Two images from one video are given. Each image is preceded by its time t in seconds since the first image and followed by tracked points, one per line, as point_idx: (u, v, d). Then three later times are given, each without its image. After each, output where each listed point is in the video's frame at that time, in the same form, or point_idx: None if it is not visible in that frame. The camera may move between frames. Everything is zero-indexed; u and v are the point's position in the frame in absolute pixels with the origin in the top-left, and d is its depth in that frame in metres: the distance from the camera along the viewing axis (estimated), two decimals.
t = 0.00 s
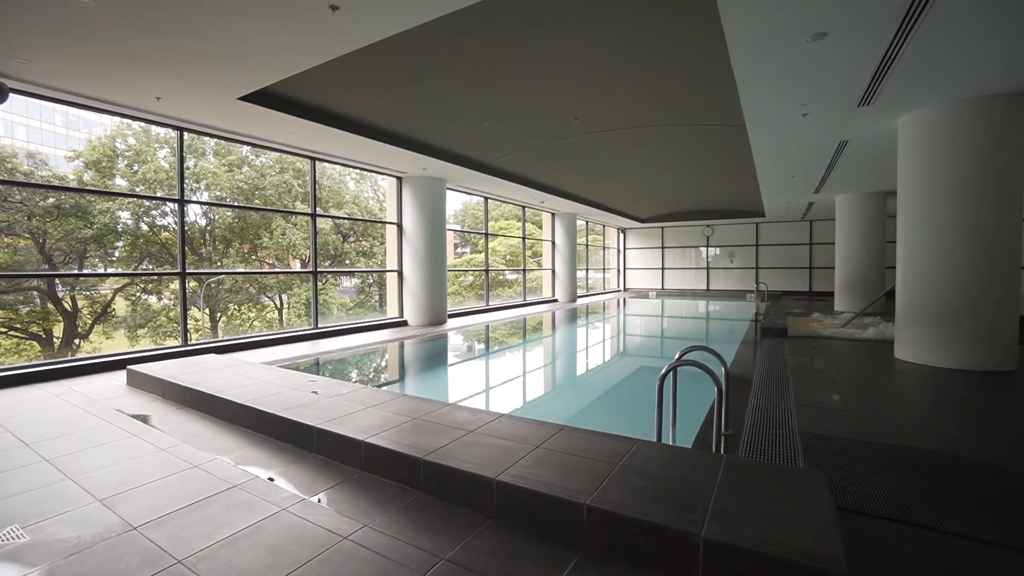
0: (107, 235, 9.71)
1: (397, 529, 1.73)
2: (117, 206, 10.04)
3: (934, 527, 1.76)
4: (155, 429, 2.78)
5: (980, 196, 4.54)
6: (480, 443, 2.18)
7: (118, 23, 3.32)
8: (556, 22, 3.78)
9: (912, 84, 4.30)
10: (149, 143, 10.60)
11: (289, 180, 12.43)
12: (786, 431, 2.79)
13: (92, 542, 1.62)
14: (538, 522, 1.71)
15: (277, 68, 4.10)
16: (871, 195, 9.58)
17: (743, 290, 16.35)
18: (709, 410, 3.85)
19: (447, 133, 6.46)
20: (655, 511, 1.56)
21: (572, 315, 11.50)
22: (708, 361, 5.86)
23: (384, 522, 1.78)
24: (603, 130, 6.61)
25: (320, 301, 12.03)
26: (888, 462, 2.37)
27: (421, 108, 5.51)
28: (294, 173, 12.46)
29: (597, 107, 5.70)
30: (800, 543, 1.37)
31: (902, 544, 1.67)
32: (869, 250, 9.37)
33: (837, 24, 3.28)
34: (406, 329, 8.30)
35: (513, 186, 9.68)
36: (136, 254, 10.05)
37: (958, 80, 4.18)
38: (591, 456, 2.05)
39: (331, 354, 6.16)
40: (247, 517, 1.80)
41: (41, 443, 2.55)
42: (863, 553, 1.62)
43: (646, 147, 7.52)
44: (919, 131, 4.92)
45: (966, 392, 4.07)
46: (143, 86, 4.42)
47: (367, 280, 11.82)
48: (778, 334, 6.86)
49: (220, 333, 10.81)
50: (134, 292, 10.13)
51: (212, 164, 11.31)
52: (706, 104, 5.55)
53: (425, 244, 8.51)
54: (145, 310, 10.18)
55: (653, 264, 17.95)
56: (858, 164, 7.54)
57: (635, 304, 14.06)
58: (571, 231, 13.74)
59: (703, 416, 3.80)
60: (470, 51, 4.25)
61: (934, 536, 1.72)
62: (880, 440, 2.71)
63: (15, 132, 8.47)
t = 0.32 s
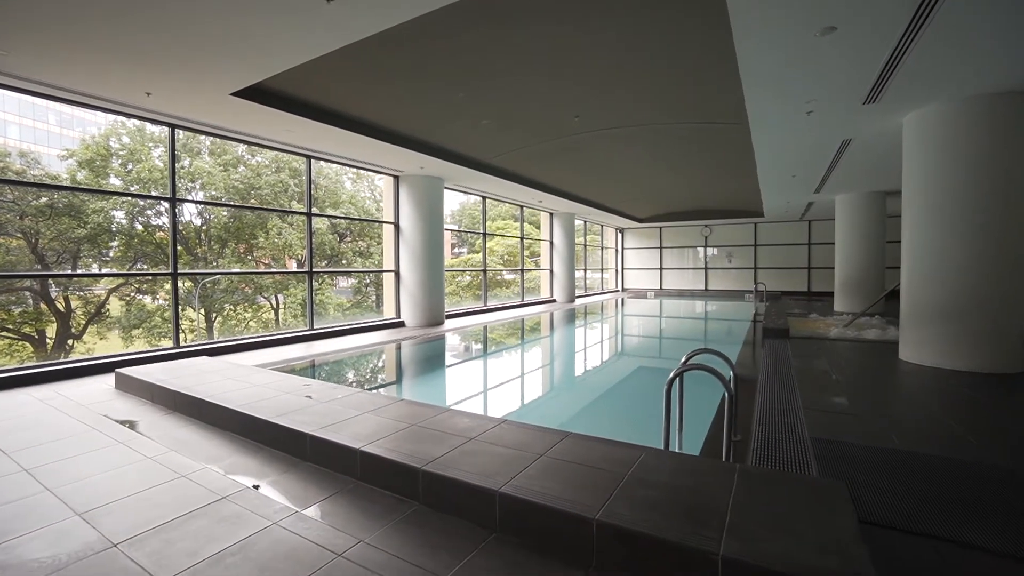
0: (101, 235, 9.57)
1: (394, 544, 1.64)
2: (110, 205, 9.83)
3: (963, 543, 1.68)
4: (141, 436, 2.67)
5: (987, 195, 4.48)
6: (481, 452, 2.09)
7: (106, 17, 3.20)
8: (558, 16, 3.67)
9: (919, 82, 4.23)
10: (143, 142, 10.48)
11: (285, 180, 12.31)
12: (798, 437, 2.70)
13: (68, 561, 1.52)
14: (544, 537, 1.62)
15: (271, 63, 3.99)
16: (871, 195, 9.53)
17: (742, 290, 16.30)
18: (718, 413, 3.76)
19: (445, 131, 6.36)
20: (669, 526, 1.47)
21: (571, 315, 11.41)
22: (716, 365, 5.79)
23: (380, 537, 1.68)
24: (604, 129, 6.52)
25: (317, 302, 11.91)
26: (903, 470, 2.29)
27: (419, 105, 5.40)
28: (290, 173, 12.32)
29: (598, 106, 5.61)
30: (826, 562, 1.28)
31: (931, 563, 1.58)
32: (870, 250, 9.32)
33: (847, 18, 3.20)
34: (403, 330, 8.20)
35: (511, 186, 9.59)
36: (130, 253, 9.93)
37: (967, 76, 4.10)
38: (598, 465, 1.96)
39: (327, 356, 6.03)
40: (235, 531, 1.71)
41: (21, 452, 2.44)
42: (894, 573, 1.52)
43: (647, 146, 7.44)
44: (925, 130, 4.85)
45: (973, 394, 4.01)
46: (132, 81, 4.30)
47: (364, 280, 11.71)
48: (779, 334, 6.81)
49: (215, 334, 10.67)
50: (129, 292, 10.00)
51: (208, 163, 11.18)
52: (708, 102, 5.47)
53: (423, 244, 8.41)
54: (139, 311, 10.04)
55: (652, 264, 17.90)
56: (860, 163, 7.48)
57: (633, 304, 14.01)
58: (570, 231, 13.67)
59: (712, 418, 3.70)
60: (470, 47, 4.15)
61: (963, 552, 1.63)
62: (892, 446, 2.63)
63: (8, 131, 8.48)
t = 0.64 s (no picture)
0: (94, 234, 9.42)
1: (393, 562, 1.54)
2: (104, 204, 9.71)
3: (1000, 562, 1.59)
4: (127, 443, 2.57)
5: (995, 194, 4.41)
6: (482, 462, 1.99)
7: (90, 8, 3.07)
8: (560, 10, 3.57)
9: (927, 78, 4.14)
10: (137, 141, 10.35)
11: (281, 179, 12.16)
12: (811, 443, 2.61)
13: None
14: (551, 554, 1.54)
15: (263, 58, 3.87)
16: (871, 195, 9.48)
17: (741, 290, 16.26)
18: (728, 416, 3.66)
19: (443, 129, 6.26)
20: (687, 545, 1.39)
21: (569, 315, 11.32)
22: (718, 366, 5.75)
23: (378, 554, 1.59)
24: (604, 128, 6.44)
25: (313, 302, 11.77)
26: (919, 479, 2.21)
27: (416, 102, 5.30)
28: (286, 173, 12.17)
29: (599, 104, 5.52)
30: None
31: None
32: (870, 250, 9.27)
33: (858, 13, 3.11)
34: (400, 331, 8.08)
35: (509, 185, 9.50)
36: (125, 254, 9.83)
37: (977, 72, 4.02)
38: (606, 476, 1.87)
39: (323, 358, 5.91)
40: (224, 548, 1.61)
41: None
42: None
43: (647, 145, 7.36)
44: (930, 128, 4.78)
45: (980, 396, 3.95)
46: (121, 76, 4.17)
47: (361, 280, 11.55)
48: (781, 335, 6.73)
49: (210, 335, 10.54)
50: (123, 292, 9.87)
51: (203, 163, 11.03)
52: (711, 100, 5.39)
53: (420, 243, 8.30)
54: (133, 311, 9.92)
55: (650, 264, 17.85)
56: (862, 163, 7.42)
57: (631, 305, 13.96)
58: (568, 230, 13.59)
59: (720, 421, 3.59)
60: (470, 43, 4.06)
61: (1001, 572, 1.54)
62: (906, 453, 2.54)
63: None
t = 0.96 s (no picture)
0: (86, 233, 9.23)
1: None
2: (96, 203, 9.51)
3: None
4: (113, 450, 2.46)
5: (1003, 192, 4.34)
6: (485, 471, 1.90)
7: None
8: (563, 4, 3.48)
9: (936, 75, 4.07)
10: (130, 140, 10.22)
11: (277, 178, 12.01)
12: (825, 449, 2.52)
13: None
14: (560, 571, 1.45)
15: (256, 52, 3.76)
16: (871, 194, 9.45)
17: (739, 290, 16.23)
18: (738, 419, 3.56)
19: (442, 127, 6.16)
20: (707, 563, 1.30)
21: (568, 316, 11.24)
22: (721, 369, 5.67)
23: (376, 572, 1.49)
24: (605, 126, 6.36)
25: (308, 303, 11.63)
26: (940, 487, 2.12)
27: (414, 98, 5.20)
28: (282, 172, 12.00)
29: (600, 101, 5.44)
30: None
31: None
32: (870, 250, 9.23)
33: (870, 6, 3.03)
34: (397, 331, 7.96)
35: (507, 184, 9.40)
36: (118, 253, 9.72)
37: (986, 70, 3.95)
38: (616, 485, 1.78)
39: (319, 359, 5.78)
40: (209, 566, 1.51)
41: None
42: None
43: (647, 144, 7.28)
44: (937, 126, 4.71)
45: (984, 396, 3.90)
46: (108, 69, 4.04)
47: (357, 280, 11.41)
48: (783, 335, 6.66)
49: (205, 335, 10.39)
50: (116, 292, 9.72)
51: (197, 162, 10.88)
52: (714, 97, 5.31)
53: (417, 243, 8.19)
54: (127, 311, 9.76)
55: (648, 264, 17.80)
56: (863, 162, 7.36)
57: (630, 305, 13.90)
58: (566, 230, 13.51)
59: (729, 424, 3.49)
60: (469, 37, 3.95)
61: None
62: (922, 457, 2.46)
63: None
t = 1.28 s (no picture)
0: (79, 233, 9.04)
1: None
2: (88, 202, 9.35)
3: None
4: (95, 458, 2.35)
5: (1011, 190, 4.27)
6: (489, 483, 1.79)
7: None
8: None
9: (946, 71, 3.99)
10: (123, 138, 10.06)
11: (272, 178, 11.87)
12: (840, 455, 2.43)
13: None
14: None
15: (249, 46, 3.64)
16: (871, 194, 9.41)
17: (736, 290, 16.19)
18: (746, 422, 3.48)
19: (440, 124, 6.06)
20: None
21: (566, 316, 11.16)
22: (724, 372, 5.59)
23: None
24: (606, 124, 6.27)
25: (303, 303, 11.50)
26: (965, 497, 2.02)
27: (412, 94, 5.10)
28: (278, 172, 11.80)
29: (602, 98, 5.35)
30: None
31: None
32: (870, 250, 9.20)
33: None
34: (394, 332, 7.85)
35: (506, 183, 9.30)
36: (111, 254, 9.48)
37: (995, 66, 3.88)
38: (627, 496, 1.69)
39: (314, 361, 5.65)
40: None
41: None
42: None
43: (648, 142, 7.20)
44: (944, 124, 4.64)
45: (992, 397, 3.84)
46: (95, 63, 3.89)
47: (353, 280, 11.28)
48: (785, 335, 6.60)
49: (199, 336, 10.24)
50: (109, 292, 9.68)
51: (191, 161, 10.73)
52: (717, 95, 5.23)
53: (414, 242, 8.08)
54: (120, 312, 9.72)
55: (645, 264, 17.75)
56: (865, 161, 7.32)
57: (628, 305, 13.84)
58: (564, 230, 13.44)
59: (738, 428, 3.40)
60: (469, 31, 3.85)
61: None
62: (940, 462, 2.38)
63: None
